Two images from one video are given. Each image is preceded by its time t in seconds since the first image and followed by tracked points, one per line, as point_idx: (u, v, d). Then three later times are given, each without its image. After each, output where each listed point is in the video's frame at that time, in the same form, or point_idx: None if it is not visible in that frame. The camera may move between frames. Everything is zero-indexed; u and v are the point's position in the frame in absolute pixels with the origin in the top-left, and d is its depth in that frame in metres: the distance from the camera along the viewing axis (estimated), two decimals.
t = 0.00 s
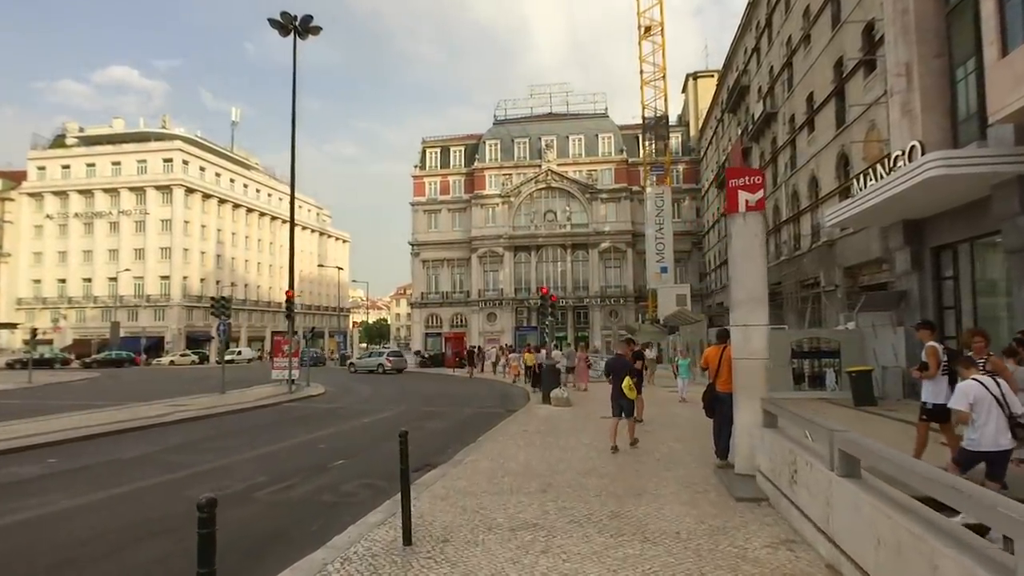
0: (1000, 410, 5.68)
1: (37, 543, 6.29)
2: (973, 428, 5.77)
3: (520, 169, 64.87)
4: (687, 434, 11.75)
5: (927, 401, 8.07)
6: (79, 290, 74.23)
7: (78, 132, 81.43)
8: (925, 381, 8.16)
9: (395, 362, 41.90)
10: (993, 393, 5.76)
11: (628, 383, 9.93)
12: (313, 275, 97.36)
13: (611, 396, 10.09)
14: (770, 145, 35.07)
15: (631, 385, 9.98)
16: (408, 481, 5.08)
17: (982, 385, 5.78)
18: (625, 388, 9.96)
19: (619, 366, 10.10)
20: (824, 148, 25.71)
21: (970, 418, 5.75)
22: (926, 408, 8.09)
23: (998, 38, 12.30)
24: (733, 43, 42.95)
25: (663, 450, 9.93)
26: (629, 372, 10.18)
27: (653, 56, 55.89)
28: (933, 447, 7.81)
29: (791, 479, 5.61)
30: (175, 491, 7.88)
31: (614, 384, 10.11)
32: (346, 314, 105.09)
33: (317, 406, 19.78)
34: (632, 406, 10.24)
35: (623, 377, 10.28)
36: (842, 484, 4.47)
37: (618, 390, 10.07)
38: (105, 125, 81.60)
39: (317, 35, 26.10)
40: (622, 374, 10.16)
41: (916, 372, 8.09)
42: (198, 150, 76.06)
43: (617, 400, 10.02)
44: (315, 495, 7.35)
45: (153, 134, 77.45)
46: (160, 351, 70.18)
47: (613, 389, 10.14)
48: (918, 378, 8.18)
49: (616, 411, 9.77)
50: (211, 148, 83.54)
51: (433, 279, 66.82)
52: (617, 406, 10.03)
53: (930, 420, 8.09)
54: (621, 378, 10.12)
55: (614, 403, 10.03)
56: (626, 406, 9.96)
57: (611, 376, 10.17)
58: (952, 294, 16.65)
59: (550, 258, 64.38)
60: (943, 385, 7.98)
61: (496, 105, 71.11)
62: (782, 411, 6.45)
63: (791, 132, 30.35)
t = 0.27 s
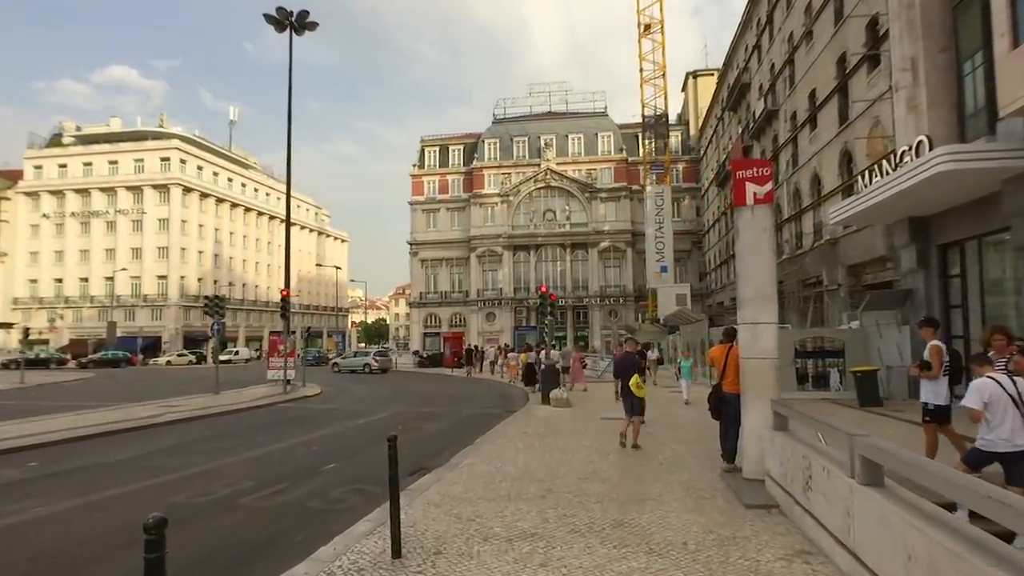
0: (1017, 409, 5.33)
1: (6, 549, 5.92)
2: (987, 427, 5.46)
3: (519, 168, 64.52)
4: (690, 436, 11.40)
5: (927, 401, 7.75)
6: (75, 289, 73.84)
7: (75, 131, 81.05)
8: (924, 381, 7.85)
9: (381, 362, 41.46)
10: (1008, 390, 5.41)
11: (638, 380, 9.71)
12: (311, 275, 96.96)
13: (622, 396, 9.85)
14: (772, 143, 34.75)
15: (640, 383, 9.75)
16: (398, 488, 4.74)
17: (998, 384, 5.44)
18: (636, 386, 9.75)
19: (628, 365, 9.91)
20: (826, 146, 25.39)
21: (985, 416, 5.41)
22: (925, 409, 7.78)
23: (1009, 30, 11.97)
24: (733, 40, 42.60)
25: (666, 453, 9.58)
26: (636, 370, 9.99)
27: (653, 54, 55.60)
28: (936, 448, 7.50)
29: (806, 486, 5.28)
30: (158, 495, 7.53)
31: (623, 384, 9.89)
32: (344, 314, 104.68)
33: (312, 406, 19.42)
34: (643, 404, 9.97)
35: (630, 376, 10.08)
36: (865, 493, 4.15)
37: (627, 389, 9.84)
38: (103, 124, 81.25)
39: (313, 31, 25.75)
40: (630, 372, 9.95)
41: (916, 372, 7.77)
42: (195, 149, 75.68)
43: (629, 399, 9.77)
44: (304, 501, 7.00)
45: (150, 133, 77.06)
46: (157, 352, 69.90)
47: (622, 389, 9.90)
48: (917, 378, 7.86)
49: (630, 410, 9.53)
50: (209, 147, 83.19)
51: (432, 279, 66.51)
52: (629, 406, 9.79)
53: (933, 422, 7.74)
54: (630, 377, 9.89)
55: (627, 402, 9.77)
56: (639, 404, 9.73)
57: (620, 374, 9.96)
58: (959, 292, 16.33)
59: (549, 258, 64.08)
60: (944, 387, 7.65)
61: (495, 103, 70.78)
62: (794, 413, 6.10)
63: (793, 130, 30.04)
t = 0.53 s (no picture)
0: None
1: None
2: (1013, 434, 5.12)
3: (517, 168, 64.20)
4: (694, 441, 11.06)
5: (930, 406, 7.44)
6: (72, 290, 73.43)
7: (71, 131, 80.62)
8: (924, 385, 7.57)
9: (364, 362, 40.87)
10: None
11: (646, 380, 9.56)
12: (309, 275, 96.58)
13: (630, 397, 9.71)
14: (773, 142, 34.42)
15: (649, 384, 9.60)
16: (384, 504, 4.41)
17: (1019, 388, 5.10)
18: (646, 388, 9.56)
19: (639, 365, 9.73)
20: (829, 144, 25.07)
21: (1008, 424, 5.07)
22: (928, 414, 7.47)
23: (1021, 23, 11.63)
24: (733, 38, 42.29)
25: (669, 460, 9.23)
26: (647, 372, 9.87)
27: (652, 53, 55.32)
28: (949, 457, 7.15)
29: (823, 499, 4.96)
30: (138, 504, 7.19)
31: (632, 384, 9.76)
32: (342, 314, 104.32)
33: (307, 408, 19.08)
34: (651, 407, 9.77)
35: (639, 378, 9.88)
36: (892, 510, 3.82)
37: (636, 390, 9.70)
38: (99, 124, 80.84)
39: (308, 27, 25.39)
40: (640, 373, 9.84)
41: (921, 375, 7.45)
42: (192, 148, 75.23)
43: (636, 398, 9.62)
44: (290, 512, 6.64)
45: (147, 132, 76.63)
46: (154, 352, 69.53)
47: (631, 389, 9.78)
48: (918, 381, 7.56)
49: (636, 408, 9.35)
50: (206, 147, 82.78)
51: (430, 280, 66.19)
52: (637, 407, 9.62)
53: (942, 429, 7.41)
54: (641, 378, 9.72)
55: (633, 402, 9.61)
56: (646, 405, 9.54)
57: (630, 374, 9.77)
58: (966, 292, 16.02)
59: (548, 258, 63.77)
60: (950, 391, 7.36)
61: (493, 103, 70.45)
62: (807, 420, 5.78)
63: (795, 128, 29.76)
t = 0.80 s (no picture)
0: None
1: None
2: None
3: (516, 166, 63.87)
4: (701, 443, 10.71)
5: (946, 409, 7.11)
6: (68, 289, 73.00)
7: (68, 129, 80.15)
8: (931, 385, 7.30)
9: (343, 362, 40.72)
10: None
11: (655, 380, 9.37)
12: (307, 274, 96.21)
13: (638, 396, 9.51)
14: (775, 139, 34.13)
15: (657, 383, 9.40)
16: (374, 515, 4.06)
17: None
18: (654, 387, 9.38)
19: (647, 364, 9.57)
20: (832, 140, 24.75)
21: None
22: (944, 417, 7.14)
23: None
24: (734, 35, 41.97)
25: (675, 463, 8.88)
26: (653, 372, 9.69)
27: (652, 50, 54.99)
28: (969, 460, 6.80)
29: (846, 508, 4.62)
30: (119, 510, 6.82)
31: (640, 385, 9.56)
32: (341, 313, 104.00)
33: (303, 409, 18.73)
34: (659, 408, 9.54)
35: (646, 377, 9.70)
36: (931, 524, 3.47)
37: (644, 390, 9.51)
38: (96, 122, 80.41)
39: (305, 22, 25.04)
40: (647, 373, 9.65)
41: (933, 378, 7.12)
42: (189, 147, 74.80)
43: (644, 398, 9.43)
44: (278, 520, 6.28)
45: (144, 130, 76.18)
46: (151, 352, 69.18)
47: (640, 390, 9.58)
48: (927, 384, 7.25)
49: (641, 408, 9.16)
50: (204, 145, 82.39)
51: (428, 279, 65.87)
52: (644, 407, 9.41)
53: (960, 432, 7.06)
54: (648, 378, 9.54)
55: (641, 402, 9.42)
56: (654, 406, 9.35)
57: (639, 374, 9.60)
58: (975, 290, 15.70)
59: (547, 257, 63.43)
60: (964, 392, 7.05)
61: (492, 101, 70.11)
62: (826, 423, 5.44)
63: (797, 125, 29.47)
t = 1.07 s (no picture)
0: None
1: None
2: None
3: (516, 166, 63.53)
4: (707, 447, 10.39)
5: (952, 414, 6.69)
6: (66, 289, 72.57)
7: (65, 129, 79.72)
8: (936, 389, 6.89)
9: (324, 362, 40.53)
10: None
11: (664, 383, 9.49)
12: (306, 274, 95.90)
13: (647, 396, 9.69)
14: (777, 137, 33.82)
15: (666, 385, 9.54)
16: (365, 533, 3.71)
17: None
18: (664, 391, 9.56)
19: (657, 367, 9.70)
20: (836, 138, 24.44)
21: None
22: (951, 423, 6.72)
23: None
24: (735, 33, 41.66)
25: (682, 468, 8.55)
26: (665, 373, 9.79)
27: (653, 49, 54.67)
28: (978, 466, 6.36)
29: (874, 522, 4.28)
30: (99, 520, 6.48)
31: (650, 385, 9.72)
32: (340, 314, 103.77)
33: (299, 411, 18.39)
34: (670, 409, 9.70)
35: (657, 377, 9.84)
36: (978, 544, 3.13)
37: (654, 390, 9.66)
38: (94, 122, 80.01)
39: (302, 19, 24.72)
40: (658, 374, 9.76)
41: (937, 381, 6.71)
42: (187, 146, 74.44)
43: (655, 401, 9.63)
44: (265, 530, 5.96)
45: (142, 130, 75.77)
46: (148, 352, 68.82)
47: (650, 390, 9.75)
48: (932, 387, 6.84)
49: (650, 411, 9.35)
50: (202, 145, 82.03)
51: (428, 279, 65.53)
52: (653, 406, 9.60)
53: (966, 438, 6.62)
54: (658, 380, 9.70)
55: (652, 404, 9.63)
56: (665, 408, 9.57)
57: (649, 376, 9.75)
58: (985, 289, 15.37)
59: (547, 257, 63.04)
60: (970, 396, 6.64)
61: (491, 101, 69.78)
62: (847, 429, 5.10)
63: (800, 123, 29.19)
